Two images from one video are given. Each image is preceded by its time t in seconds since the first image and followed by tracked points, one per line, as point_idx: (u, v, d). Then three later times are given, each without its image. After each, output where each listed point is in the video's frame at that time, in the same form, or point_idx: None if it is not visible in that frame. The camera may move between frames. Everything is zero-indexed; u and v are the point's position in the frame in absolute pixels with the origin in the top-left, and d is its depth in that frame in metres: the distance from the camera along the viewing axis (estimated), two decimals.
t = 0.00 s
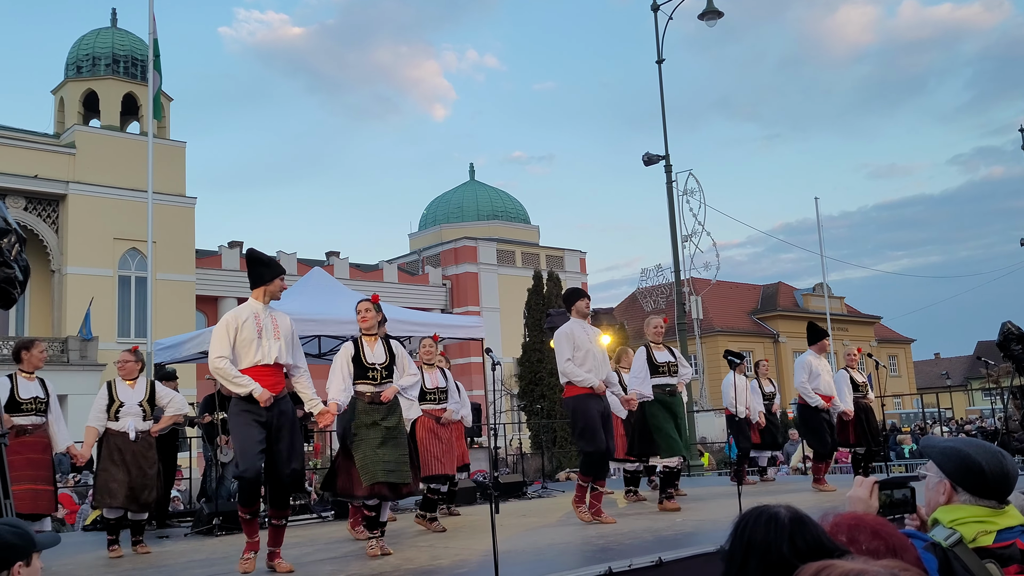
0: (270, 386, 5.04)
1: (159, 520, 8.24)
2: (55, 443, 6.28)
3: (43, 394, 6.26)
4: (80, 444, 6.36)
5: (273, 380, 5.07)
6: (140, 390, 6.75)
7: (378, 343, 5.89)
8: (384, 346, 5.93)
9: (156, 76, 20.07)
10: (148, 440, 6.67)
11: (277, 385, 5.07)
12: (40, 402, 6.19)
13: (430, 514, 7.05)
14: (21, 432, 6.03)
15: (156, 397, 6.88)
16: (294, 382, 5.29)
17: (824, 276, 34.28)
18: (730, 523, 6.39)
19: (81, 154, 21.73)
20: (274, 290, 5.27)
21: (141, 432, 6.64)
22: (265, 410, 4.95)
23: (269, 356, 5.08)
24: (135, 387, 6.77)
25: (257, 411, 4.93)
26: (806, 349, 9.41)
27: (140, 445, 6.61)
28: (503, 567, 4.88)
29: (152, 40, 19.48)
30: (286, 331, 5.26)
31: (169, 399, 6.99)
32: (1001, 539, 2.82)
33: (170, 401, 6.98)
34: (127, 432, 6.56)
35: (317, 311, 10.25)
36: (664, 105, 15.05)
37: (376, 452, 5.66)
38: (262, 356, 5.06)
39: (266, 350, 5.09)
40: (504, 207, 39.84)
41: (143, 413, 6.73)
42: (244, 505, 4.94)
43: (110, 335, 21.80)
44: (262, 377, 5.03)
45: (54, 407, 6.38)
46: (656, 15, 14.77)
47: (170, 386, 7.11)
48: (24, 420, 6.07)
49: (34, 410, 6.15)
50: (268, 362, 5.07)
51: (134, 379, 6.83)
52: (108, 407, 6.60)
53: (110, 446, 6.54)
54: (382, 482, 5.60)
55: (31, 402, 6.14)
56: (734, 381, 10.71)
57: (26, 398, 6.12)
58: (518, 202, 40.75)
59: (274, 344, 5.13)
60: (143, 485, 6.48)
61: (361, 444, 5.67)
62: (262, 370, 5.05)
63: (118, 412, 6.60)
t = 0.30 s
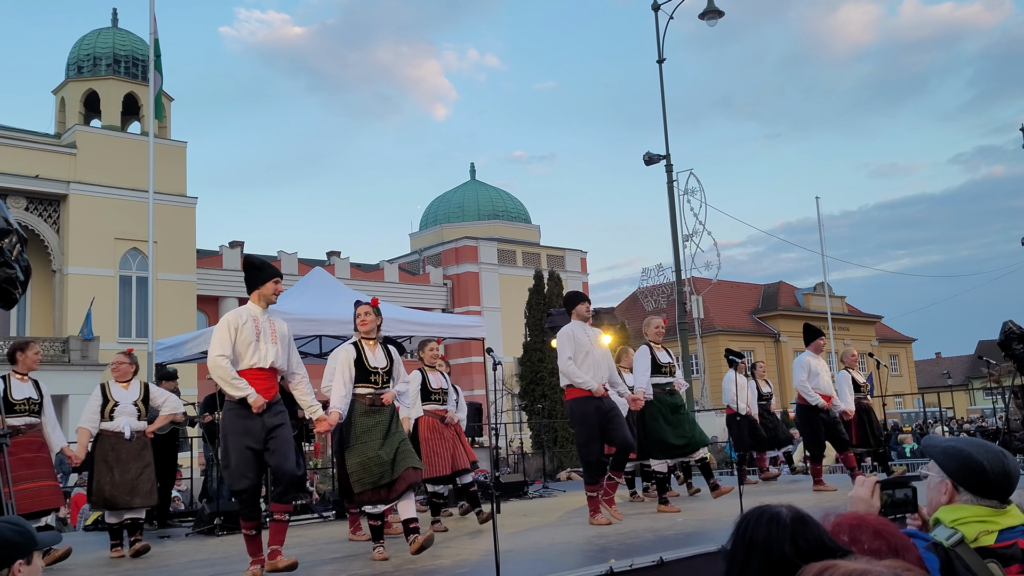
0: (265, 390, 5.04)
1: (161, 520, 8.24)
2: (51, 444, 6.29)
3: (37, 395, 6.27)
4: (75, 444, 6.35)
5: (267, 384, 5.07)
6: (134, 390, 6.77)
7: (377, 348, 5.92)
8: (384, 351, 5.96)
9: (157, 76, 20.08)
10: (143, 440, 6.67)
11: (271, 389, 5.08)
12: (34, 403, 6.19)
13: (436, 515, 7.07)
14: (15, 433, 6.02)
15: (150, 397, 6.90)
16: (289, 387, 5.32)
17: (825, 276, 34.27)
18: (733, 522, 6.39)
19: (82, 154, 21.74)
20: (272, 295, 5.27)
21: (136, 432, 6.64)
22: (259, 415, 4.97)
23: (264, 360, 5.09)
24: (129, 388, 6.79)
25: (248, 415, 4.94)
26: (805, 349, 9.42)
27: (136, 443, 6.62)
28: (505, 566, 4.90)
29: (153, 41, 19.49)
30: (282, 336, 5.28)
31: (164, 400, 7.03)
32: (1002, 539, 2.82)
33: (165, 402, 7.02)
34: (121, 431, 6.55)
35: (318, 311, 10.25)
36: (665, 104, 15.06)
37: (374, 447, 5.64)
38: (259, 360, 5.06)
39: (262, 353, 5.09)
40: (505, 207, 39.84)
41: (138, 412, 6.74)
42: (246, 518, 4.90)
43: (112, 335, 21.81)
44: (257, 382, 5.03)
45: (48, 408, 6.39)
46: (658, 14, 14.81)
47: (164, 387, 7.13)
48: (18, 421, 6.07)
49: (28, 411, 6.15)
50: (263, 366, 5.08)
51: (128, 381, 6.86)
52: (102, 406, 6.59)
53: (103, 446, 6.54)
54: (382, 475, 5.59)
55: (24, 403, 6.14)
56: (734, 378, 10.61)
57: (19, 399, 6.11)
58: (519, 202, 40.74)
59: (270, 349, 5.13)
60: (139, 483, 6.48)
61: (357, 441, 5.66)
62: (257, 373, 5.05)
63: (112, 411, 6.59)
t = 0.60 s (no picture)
0: (256, 388, 5.01)
1: (162, 520, 8.25)
2: (52, 444, 6.30)
3: (35, 396, 6.27)
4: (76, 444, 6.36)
5: (259, 383, 5.02)
6: (133, 388, 6.78)
7: (376, 346, 5.92)
8: (383, 349, 5.95)
9: (157, 76, 20.07)
10: (143, 438, 6.68)
11: (263, 388, 5.03)
12: (32, 403, 6.20)
13: (435, 516, 7.10)
14: (14, 434, 6.03)
15: (149, 395, 6.90)
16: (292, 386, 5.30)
17: (826, 275, 34.24)
18: (734, 522, 6.39)
19: (82, 154, 21.74)
20: (265, 291, 5.23)
21: (136, 430, 6.65)
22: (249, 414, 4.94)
23: (255, 359, 5.05)
24: (129, 386, 6.80)
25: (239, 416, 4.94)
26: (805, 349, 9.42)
27: (135, 443, 6.63)
28: (506, 567, 4.91)
29: (154, 41, 19.50)
30: (279, 334, 5.24)
31: (163, 398, 7.03)
32: (1004, 539, 2.82)
33: (164, 401, 7.03)
34: (121, 430, 6.55)
35: (319, 312, 10.25)
36: (665, 104, 15.05)
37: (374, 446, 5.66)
38: (248, 359, 5.04)
39: (252, 352, 5.06)
40: (505, 207, 39.83)
41: (138, 411, 6.75)
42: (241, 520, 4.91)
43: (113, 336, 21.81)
44: (248, 381, 5.01)
45: (48, 408, 6.40)
46: (658, 13, 14.82)
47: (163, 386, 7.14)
48: (17, 422, 6.07)
49: (26, 412, 6.15)
50: (253, 365, 5.04)
51: (127, 380, 6.86)
52: (102, 405, 6.59)
53: (103, 446, 6.54)
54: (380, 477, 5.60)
55: (22, 404, 6.14)
56: (734, 380, 10.63)
57: (17, 400, 6.11)
58: (519, 202, 40.73)
59: (263, 348, 5.10)
60: (138, 483, 6.51)
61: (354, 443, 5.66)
62: (248, 373, 5.02)
63: (112, 410, 6.60)
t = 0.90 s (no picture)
0: (262, 388, 5.02)
1: (162, 521, 8.25)
2: (54, 443, 6.29)
3: (37, 394, 6.26)
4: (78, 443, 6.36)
5: (265, 383, 5.03)
6: (135, 390, 6.78)
7: (377, 343, 5.93)
8: (383, 345, 5.96)
9: (157, 77, 20.07)
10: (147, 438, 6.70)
11: (270, 387, 5.04)
12: (33, 402, 6.19)
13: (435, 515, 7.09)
14: (16, 433, 6.04)
15: (150, 396, 6.91)
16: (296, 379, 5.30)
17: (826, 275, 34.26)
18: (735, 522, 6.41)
19: (82, 155, 21.75)
20: (255, 288, 5.22)
21: (139, 431, 6.67)
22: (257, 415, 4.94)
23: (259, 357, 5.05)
24: (131, 387, 6.79)
25: (247, 417, 4.93)
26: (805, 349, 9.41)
27: (138, 443, 6.62)
28: (506, 566, 4.92)
29: (155, 41, 19.51)
30: (277, 331, 5.25)
31: (165, 400, 7.04)
32: (1005, 538, 2.83)
33: (165, 403, 7.03)
34: (125, 431, 6.56)
35: (319, 312, 10.26)
36: (665, 104, 15.06)
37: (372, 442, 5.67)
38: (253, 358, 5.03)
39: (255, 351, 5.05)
40: (505, 207, 39.83)
41: (140, 412, 6.75)
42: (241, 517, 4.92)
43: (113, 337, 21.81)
44: (253, 382, 5.01)
45: (49, 406, 6.39)
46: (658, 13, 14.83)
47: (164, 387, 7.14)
48: (17, 421, 6.07)
49: (26, 409, 6.15)
50: (257, 364, 5.03)
51: (129, 380, 6.86)
52: (104, 405, 6.58)
53: (106, 446, 6.52)
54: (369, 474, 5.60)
55: (23, 402, 6.13)
56: (735, 381, 10.61)
57: (18, 399, 6.11)
58: (519, 202, 40.73)
59: (264, 345, 5.10)
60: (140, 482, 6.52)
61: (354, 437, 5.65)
62: (253, 373, 5.02)
63: (115, 411, 6.60)
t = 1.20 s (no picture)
0: (267, 387, 5.08)
1: (163, 522, 8.26)
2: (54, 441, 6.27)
3: (36, 393, 6.28)
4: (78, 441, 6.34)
5: (270, 383, 5.10)
6: (137, 390, 6.77)
7: (377, 344, 5.94)
8: (383, 347, 5.97)
9: (157, 77, 20.06)
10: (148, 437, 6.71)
11: (274, 387, 5.11)
12: (33, 400, 6.21)
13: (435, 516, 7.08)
14: (16, 430, 6.03)
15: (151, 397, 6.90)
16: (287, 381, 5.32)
17: (826, 275, 34.26)
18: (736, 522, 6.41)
19: (82, 155, 21.75)
20: (262, 288, 5.26)
21: (141, 430, 6.66)
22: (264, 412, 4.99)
23: (265, 359, 5.13)
24: (132, 388, 6.78)
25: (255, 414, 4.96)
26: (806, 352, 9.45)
27: (140, 441, 6.65)
28: (507, 567, 4.93)
29: (154, 42, 19.51)
30: (278, 335, 5.33)
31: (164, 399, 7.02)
32: (1004, 539, 2.83)
33: (165, 402, 6.99)
34: (127, 431, 6.56)
35: (320, 313, 10.27)
36: (665, 104, 15.06)
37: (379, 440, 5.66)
38: (260, 358, 5.10)
39: (263, 351, 5.12)
40: (505, 208, 39.84)
41: (142, 412, 6.75)
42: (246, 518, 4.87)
43: (113, 338, 21.80)
44: (260, 380, 5.06)
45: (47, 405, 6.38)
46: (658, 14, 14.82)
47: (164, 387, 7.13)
48: (18, 418, 6.09)
49: (27, 408, 6.17)
50: (265, 364, 5.11)
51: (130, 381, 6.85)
52: (106, 405, 6.56)
53: (109, 445, 6.53)
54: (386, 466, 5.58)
55: (24, 401, 6.16)
56: (734, 380, 10.65)
57: (19, 397, 6.12)
58: (519, 203, 40.73)
59: (270, 348, 5.18)
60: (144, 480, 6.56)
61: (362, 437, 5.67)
62: (260, 372, 5.08)
63: (117, 412, 6.58)
